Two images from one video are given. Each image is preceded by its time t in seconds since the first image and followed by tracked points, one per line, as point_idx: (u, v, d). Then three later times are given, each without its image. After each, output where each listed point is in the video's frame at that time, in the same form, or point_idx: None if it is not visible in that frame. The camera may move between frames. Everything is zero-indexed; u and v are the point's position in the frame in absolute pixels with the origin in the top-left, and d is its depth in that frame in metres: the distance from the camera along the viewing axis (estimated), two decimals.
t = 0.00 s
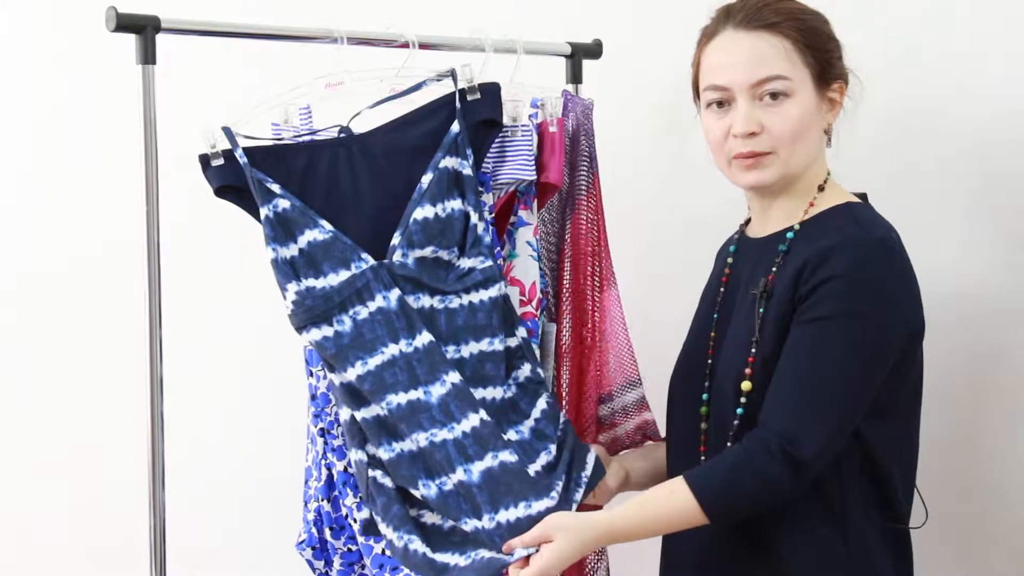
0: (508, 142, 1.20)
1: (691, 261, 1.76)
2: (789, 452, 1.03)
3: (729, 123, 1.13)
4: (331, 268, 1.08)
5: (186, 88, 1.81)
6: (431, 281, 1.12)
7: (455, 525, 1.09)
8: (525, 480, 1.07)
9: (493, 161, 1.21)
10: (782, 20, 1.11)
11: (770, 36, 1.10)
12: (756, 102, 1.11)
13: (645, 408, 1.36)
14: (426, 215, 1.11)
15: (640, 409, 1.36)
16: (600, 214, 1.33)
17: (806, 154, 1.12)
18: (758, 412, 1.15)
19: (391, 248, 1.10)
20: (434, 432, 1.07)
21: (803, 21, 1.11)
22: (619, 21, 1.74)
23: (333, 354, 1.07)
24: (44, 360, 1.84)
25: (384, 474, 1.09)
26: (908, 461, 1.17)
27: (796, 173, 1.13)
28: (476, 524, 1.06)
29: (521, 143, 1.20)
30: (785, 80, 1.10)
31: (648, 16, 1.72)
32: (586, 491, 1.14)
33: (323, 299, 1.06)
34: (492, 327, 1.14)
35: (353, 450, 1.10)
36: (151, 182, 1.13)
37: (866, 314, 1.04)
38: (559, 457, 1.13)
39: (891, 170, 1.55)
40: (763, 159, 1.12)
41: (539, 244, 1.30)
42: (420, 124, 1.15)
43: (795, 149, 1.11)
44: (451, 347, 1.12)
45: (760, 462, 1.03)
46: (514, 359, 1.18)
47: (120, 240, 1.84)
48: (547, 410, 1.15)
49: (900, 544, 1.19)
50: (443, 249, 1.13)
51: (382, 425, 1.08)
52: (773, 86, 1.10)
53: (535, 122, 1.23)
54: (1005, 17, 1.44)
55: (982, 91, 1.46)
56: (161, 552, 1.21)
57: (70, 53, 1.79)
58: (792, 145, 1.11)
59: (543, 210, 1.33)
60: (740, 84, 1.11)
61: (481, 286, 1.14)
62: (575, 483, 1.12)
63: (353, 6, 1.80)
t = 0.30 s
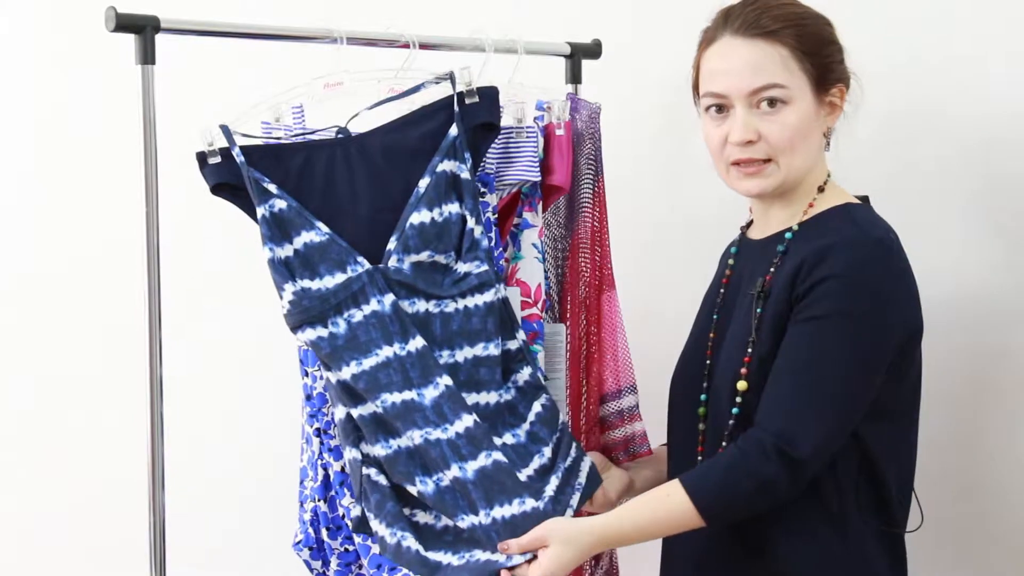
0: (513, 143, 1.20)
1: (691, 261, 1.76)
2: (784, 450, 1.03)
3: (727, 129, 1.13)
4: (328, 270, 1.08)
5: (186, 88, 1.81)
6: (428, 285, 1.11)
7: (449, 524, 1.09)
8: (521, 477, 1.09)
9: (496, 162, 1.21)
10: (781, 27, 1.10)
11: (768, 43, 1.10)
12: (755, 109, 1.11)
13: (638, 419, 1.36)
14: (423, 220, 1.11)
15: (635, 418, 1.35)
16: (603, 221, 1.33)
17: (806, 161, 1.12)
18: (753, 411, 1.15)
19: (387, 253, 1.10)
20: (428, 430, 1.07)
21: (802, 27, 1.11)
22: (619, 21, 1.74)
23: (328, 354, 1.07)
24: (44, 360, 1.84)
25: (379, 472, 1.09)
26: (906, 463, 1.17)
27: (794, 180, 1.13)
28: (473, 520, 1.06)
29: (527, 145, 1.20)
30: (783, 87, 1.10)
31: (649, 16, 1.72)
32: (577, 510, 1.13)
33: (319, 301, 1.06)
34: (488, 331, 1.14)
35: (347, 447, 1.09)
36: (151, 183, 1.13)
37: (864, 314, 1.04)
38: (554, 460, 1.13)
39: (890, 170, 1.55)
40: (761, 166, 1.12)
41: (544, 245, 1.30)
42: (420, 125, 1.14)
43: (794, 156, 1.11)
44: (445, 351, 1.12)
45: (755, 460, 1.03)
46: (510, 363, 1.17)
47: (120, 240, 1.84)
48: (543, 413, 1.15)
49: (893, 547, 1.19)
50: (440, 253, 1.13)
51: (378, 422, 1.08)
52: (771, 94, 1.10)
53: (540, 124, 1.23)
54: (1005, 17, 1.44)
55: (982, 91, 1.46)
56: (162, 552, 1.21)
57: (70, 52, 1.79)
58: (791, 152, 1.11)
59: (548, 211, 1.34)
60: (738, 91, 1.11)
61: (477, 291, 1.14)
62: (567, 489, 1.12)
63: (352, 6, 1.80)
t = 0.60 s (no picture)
0: (515, 144, 1.20)
1: (691, 261, 1.76)
2: (781, 455, 1.03)
3: (728, 133, 1.13)
4: (325, 268, 1.08)
5: (186, 88, 1.80)
6: (425, 287, 1.12)
7: (448, 525, 1.09)
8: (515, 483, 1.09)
9: (498, 163, 1.20)
10: (783, 31, 1.09)
11: (769, 47, 1.09)
12: (755, 115, 1.11)
13: (639, 422, 1.36)
14: (422, 221, 1.11)
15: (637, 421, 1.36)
16: (607, 228, 1.34)
17: (806, 166, 1.12)
18: (752, 416, 1.15)
19: (385, 253, 1.10)
20: (426, 432, 1.06)
21: (804, 31, 1.10)
22: (620, 21, 1.74)
23: (328, 354, 1.06)
24: (44, 360, 1.84)
25: (380, 472, 1.08)
26: (905, 468, 1.16)
27: (795, 184, 1.13)
28: (472, 525, 1.06)
29: (527, 146, 1.19)
30: (784, 92, 1.09)
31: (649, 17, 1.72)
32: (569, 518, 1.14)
33: (317, 297, 1.06)
34: (483, 334, 1.14)
35: (348, 447, 1.08)
36: (151, 183, 1.13)
37: (864, 319, 1.04)
38: (546, 466, 1.14)
39: (892, 170, 1.54)
40: (761, 171, 1.12)
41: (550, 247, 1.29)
42: (421, 127, 1.14)
43: (794, 162, 1.11)
44: (440, 352, 1.12)
45: (753, 465, 1.04)
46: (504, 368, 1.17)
47: (120, 240, 1.84)
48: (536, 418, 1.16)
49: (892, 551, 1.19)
50: (437, 254, 1.13)
51: (377, 422, 1.07)
52: (772, 99, 1.10)
53: (547, 125, 1.23)
54: (1006, 17, 1.45)
55: (984, 91, 1.46)
56: (161, 552, 1.21)
57: (70, 53, 1.79)
58: (792, 157, 1.11)
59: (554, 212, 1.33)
60: (739, 95, 1.10)
61: (473, 293, 1.14)
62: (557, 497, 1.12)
63: (352, 6, 1.80)
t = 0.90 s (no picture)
0: (516, 144, 1.20)
1: (691, 261, 1.76)
2: (780, 463, 1.03)
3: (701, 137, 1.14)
4: (323, 268, 1.08)
5: (186, 88, 1.80)
6: (421, 288, 1.11)
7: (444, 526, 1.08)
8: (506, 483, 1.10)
9: (499, 163, 1.20)
10: (746, 37, 1.08)
11: (731, 53, 1.09)
12: (722, 119, 1.11)
13: (640, 421, 1.35)
14: (419, 222, 1.11)
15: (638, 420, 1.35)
16: (611, 226, 1.34)
17: (773, 171, 1.11)
18: (752, 424, 1.16)
19: (383, 253, 1.10)
20: (421, 433, 1.06)
21: (769, 35, 1.08)
22: (620, 20, 1.74)
23: (323, 354, 1.06)
24: (45, 361, 1.83)
25: (375, 473, 1.08)
26: (905, 470, 1.16)
27: (768, 187, 1.12)
28: (465, 526, 1.06)
29: (529, 145, 1.20)
30: (742, 99, 1.08)
31: (649, 17, 1.72)
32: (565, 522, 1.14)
33: (315, 298, 1.06)
34: (480, 336, 1.13)
35: (343, 447, 1.09)
36: (151, 183, 1.13)
37: (863, 328, 1.03)
38: (541, 467, 1.14)
39: (892, 170, 1.55)
40: (732, 174, 1.13)
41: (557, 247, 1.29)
42: (419, 128, 1.13)
43: (757, 167, 1.11)
44: (437, 354, 1.12)
45: (752, 472, 1.04)
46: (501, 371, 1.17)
47: (120, 240, 1.84)
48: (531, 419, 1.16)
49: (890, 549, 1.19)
50: (435, 255, 1.13)
51: (373, 424, 1.07)
52: (733, 104, 1.09)
53: (553, 125, 1.23)
54: (1006, 18, 1.45)
55: (984, 91, 1.46)
56: (161, 553, 1.21)
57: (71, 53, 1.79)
58: (755, 162, 1.10)
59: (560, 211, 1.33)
60: (705, 100, 1.11)
61: (471, 295, 1.14)
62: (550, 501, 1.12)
63: (352, 6, 1.80)
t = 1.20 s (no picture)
0: (516, 142, 1.21)
1: (691, 261, 1.76)
2: (767, 462, 1.03)
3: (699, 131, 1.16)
4: (320, 267, 1.08)
5: (186, 88, 1.81)
6: (419, 280, 1.12)
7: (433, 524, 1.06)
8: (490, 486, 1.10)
9: (499, 160, 1.21)
10: (744, 39, 1.08)
11: (727, 55, 1.09)
12: (715, 117, 1.13)
13: (660, 412, 1.33)
14: (417, 216, 1.11)
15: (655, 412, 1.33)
16: (623, 219, 1.31)
17: (761, 174, 1.12)
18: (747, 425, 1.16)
19: (379, 248, 1.10)
20: (407, 427, 1.06)
21: (766, 40, 1.07)
22: (620, 20, 1.74)
23: (315, 351, 1.07)
24: (45, 361, 1.84)
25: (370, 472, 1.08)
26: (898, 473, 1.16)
27: (757, 187, 1.14)
28: (448, 522, 1.04)
29: (529, 144, 1.21)
30: (732, 101, 1.10)
31: (648, 17, 1.72)
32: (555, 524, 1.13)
33: (309, 298, 1.06)
34: (477, 332, 1.14)
35: (340, 449, 1.09)
36: (151, 183, 1.13)
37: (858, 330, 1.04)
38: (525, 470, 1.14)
39: (892, 169, 1.55)
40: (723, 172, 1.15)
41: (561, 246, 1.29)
42: (418, 125, 1.14)
43: (744, 168, 1.12)
44: (432, 351, 1.12)
45: (736, 470, 1.03)
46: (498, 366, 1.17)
47: (120, 240, 1.84)
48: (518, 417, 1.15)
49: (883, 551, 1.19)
50: (433, 250, 1.13)
51: (359, 422, 1.07)
52: (726, 105, 1.10)
53: (560, 122, 1.24)
54: (1006, 19, 1.45)
55: (984, 92, 1.46)
56: (161, 553, 1.21)
57: (70, 53, 1.79)
58: (742, 163, 1.12)
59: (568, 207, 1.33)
60: (701, 97, 1.13)
61: (469, 289, 1.14)
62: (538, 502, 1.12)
63: (352, 6, 1.80)
